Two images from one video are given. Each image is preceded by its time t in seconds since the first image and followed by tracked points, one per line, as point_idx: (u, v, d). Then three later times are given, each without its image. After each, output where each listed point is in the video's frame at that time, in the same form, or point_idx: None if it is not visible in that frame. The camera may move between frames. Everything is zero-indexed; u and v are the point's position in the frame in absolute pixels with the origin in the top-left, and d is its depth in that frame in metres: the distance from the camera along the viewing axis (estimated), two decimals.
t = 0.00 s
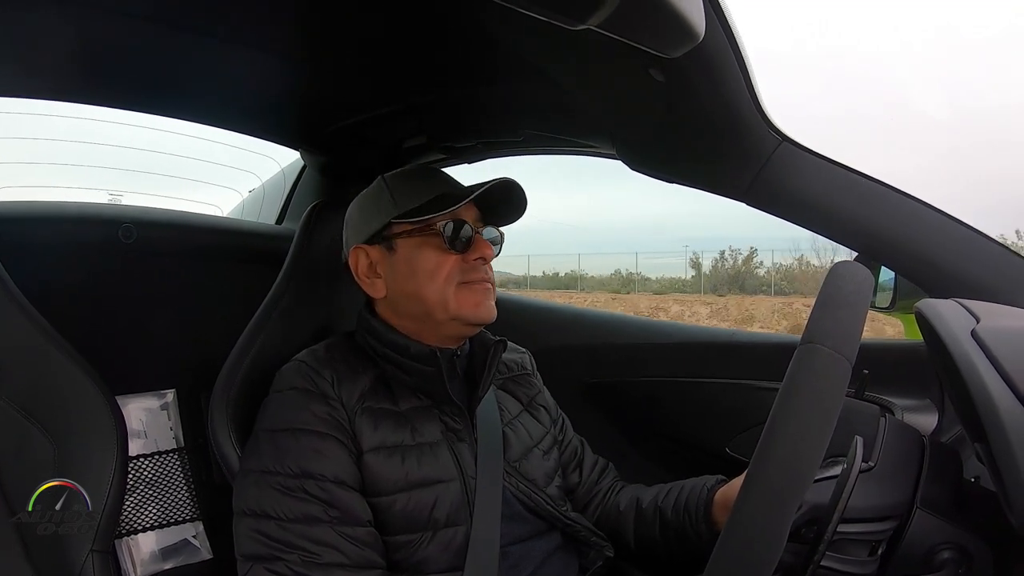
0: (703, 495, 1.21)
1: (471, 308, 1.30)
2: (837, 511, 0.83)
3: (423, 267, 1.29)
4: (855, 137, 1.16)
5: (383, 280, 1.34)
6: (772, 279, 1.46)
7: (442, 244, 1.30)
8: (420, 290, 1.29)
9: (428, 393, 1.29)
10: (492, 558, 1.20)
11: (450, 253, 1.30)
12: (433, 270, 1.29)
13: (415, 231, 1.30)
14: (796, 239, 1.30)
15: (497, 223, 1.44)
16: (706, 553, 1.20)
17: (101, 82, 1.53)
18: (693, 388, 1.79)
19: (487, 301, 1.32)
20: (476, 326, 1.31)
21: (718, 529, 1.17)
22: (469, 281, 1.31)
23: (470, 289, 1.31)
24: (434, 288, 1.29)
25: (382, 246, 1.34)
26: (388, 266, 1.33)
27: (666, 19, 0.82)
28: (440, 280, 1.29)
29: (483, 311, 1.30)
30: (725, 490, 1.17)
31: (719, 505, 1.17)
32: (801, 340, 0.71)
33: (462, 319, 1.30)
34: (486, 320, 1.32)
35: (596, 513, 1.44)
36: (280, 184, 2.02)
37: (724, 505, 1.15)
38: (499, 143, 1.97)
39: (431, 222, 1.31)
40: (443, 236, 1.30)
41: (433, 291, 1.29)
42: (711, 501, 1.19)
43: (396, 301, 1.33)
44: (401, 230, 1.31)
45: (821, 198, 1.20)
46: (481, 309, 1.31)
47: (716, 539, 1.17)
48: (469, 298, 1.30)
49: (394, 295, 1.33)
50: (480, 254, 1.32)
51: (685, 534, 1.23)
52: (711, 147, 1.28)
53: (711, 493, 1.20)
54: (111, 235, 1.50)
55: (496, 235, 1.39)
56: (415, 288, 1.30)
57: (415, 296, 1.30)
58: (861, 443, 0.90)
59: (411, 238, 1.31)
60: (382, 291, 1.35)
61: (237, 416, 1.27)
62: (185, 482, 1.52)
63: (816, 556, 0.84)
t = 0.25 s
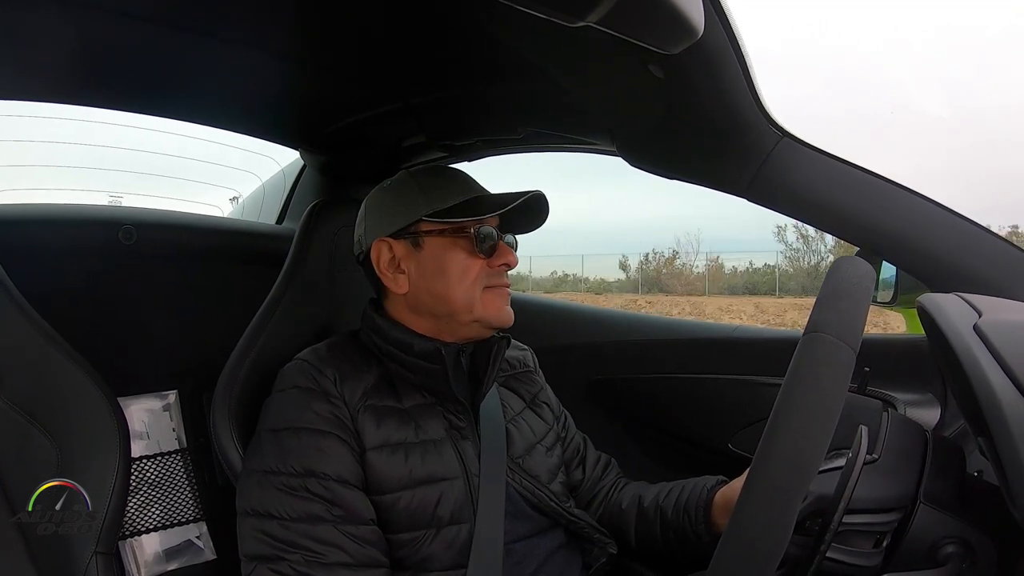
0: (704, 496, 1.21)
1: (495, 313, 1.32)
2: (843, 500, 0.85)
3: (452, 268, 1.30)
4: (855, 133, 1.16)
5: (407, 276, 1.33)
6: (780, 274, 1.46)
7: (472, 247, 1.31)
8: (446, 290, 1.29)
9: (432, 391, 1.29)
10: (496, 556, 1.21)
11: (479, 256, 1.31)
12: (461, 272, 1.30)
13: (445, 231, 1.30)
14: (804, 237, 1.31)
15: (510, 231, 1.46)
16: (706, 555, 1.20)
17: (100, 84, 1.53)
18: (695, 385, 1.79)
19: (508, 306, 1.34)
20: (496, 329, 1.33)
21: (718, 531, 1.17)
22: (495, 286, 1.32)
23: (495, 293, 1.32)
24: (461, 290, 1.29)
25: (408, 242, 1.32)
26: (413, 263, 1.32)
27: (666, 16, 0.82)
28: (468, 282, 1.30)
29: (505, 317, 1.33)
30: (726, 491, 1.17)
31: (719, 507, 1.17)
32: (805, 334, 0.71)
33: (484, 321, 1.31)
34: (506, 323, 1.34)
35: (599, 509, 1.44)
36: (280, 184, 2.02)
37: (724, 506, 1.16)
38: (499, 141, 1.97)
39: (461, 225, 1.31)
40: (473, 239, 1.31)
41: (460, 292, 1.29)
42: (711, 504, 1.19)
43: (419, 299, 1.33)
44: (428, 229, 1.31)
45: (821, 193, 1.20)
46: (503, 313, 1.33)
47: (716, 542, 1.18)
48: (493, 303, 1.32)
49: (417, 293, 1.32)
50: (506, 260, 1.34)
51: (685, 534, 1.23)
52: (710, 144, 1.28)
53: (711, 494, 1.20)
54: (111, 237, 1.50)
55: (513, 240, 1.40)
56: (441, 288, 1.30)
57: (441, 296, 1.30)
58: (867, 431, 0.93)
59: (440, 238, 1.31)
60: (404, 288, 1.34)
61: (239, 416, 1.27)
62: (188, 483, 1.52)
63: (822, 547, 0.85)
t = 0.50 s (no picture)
0: (702, 500, 1.21)
1: (501, 312, 1.34)
2: (845, 498, 0.86)
3: (462, 271, 1.30)
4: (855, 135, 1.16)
5: (416, 280, 1.32)
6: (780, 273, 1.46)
7: (479, 248, 1.31)
8: (457, 293, 1.30)
9: (432, 393, 1.29)
10: (495, 559, 1.21)
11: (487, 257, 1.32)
12: (470, 274, 1.31)
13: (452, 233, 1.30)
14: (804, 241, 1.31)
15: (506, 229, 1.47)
16: (703, 559, 1.20)
17: (100, 84, 1.53)
18: (695, 386, 1.79)
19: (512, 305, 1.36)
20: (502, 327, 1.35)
21: (716, 537, 1.17)
22: (499, 285, 1.34)
23: (500, 293, 1.34)
24: (470, 292, 1.30)
25: (414, 245, 1.31)
26: (421, 267, 1.31)
27: (667, 16, 0.82)
28: (478, 284, 1.31)
29: (510, 316, 1.35)
30: (724, 495, 1.17)
31: (716, 512, 1.16)
32: (805, 336, 0.71)
33: (492, 321, 1.33)
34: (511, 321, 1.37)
35: (598, 512, 1.44)
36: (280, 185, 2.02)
37: (721, 511, 1.15)
38: (500, 142, 1.98)
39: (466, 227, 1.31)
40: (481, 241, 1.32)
41: (469, 294, 1.30)
42: (707, 512, 1.18)
43: (428, 303, 1.32)
44: (434, 232, 1.30)
45: (820, 195, 1.20)
46: (510, 312, 1.35)
47: (713, 547, 1.18)
48: (499, 302, 1.34)
49: (426, 297, 1.31)
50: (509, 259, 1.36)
51: (682, 539, 1.23)
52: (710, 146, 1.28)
53: (707, 501, 1.19)
54: (111, 236, 1.50)
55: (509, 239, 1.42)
56: (451, 291, 1.30)
57: (451, 298, 1.30)
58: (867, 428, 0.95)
59: (448, 240, 1.30)
60: (412, 292, 1.32)
61: (239, 416, 1.27)
62: (187, 484, 1.52)
63: (821, 545, 0.86)
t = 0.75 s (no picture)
0: (703, 497, 1.21)
1: (482, 312, 1.30)
2: (843, 498, 0.86)
3: (435, 269, 1.29)
4: (854, 133, 1.16)
5: (393, 280, 1.33)
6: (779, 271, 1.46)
7: (454, 246, 1.30)
8: (432, 292, 1.29)
9: (431, 392, 1.29)
10: (496, 558, 1.21)
11: (463, 255, 1.30)
12: (445, 273, 1.29)
13: (425, 232, 1.30)
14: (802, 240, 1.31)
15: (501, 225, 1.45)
16: (703, 557, 1.20)
17: (97, 84, 1.53)
18: (694, 385, 1.79)
19: (496, 304, 1.32)
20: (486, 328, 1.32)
21: (716, 534, 1.17)
22: (480, 284, 1.31)
23: (481, 292, 1.31)
24: (446, 291, 1.29)
25: (392, 245, 1.32)
26: (399, 267, 1.32)
27: (665, 15, 0.82)
28: (453, 282, 1.29)
29: (493, 316, 1.31)
30: (724, 491, 1.17)
31: (716, 509, 1.17)
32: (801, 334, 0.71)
33: (472, 322, 1.30)
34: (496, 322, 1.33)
35: (597, 511, 1.44)
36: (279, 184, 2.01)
37: (722, 509, 1.15)
38: (498, 141, 1.97)
39: (443, 225, 1.30)
40: (455, 238, 1.30)
41: (444, 293, 1.29)
42: (708, 508, 1.19)
43: (406, 302, 1.32)
44: (411, 231, 1.30)
45: (819, 193, 1.20)
46: (492, 312, 1.31)
47: (714, 544, 1.18)
48: (479, 301, 1.30)
49: (404, 296, 1.32)
50: (491, 257, 1.33)
51: (682, 537, 1.23)
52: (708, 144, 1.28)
53: (708, 497, 1.19)
54: (110, 237, 1.50)
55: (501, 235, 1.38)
56: (426, 290, 1.29)
57: (427, 297, 1.29)
58: (867, 426, 0.94)
59: (422, 239, 1.30)
60: (390, 292, 1.34)
61: (238, 416, 1.27)
62: (187, 484, 1.52)
63: (822, 541, 0.86)
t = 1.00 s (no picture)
0: (701, 500, 1.21)
1: (467, 313, 1.29)
2: (841, 497, 0.86)
3: (419, 271, 1.29)
4: (854, 135, 1.16)
5: (380, 283, 1.34)
6: (776, 273, 1.46)
7: (438, 248, 1.29)
8: (416, 294, 1.29)
9: (428, 394, 1.29)
10: (493, 560, 1.21)
11: (447, 257, 1.29)
12: (429, 275, 1.28)
13: (409, 233, 1.30)
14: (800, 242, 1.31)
15: (494, 222, 1.44)
16: (700, 560, 1.20)
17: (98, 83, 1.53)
18: (693, 386, 1.79)
19: (482, 305, 1.31)
20: (473, 330, 1.31)
21: (714, 537, 1.17)
22: (465, 285, 1.30)
23: (466, 293, 1.30)
24: (430, 293, 1.28)
25: (379, 248, 1.33)
26: (385, 269, 1.32)
27: (665, 15, 0.82)
28: (437, 284, 1.29)
29: (478, 318, 1.30)
30: (723, 496, 1.17)
31: (715, 512, 1.16)
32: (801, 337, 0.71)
33: (458, 324, 1.29)
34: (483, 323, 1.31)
35: (595, 513, 1.44)
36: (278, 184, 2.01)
37: (720, 512, 1.15)
38: (498, 142, 1.97)
39: (427, 225, 1.30)
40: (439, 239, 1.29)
41: (429, 295, 1.28)
42: (706, 512, 1.18)
43: (392, 305, 1.33)
44: (396, 233, 1.30)
45: (818, 196, 1.20)
46: (478, 314, 1.30)
47: (711, 548, 1.17)
48: (465, 303, 1.30)
49: (390, 299, 1.33)
50: (477, 258, 1.31)
51: (680, 539, 1.22)
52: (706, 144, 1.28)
53: (705, 500, 1.20)
54: (109, 235, 1.49)
55: (494, 234, 1.37)
56: (411, 292, 1.29)
57: (411, 300, 1.29)
58: (865, 429, 0.94)
59: (406, 240, 1.30)
60: (378, 294, 1.35)
61: (236, 416, 1.27)
62: (185, 483, 1.52)
63: (820, 544, 0.85)
